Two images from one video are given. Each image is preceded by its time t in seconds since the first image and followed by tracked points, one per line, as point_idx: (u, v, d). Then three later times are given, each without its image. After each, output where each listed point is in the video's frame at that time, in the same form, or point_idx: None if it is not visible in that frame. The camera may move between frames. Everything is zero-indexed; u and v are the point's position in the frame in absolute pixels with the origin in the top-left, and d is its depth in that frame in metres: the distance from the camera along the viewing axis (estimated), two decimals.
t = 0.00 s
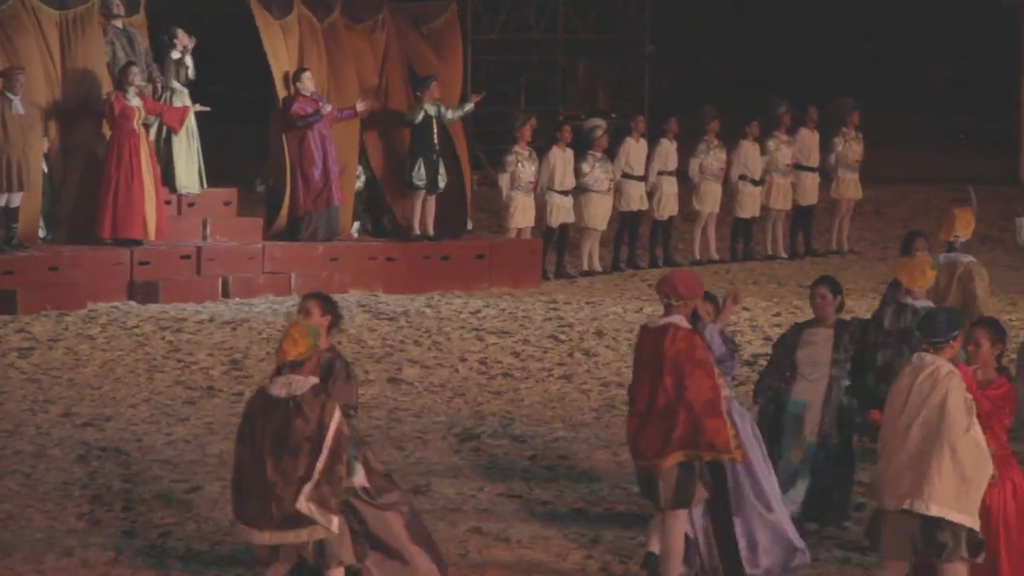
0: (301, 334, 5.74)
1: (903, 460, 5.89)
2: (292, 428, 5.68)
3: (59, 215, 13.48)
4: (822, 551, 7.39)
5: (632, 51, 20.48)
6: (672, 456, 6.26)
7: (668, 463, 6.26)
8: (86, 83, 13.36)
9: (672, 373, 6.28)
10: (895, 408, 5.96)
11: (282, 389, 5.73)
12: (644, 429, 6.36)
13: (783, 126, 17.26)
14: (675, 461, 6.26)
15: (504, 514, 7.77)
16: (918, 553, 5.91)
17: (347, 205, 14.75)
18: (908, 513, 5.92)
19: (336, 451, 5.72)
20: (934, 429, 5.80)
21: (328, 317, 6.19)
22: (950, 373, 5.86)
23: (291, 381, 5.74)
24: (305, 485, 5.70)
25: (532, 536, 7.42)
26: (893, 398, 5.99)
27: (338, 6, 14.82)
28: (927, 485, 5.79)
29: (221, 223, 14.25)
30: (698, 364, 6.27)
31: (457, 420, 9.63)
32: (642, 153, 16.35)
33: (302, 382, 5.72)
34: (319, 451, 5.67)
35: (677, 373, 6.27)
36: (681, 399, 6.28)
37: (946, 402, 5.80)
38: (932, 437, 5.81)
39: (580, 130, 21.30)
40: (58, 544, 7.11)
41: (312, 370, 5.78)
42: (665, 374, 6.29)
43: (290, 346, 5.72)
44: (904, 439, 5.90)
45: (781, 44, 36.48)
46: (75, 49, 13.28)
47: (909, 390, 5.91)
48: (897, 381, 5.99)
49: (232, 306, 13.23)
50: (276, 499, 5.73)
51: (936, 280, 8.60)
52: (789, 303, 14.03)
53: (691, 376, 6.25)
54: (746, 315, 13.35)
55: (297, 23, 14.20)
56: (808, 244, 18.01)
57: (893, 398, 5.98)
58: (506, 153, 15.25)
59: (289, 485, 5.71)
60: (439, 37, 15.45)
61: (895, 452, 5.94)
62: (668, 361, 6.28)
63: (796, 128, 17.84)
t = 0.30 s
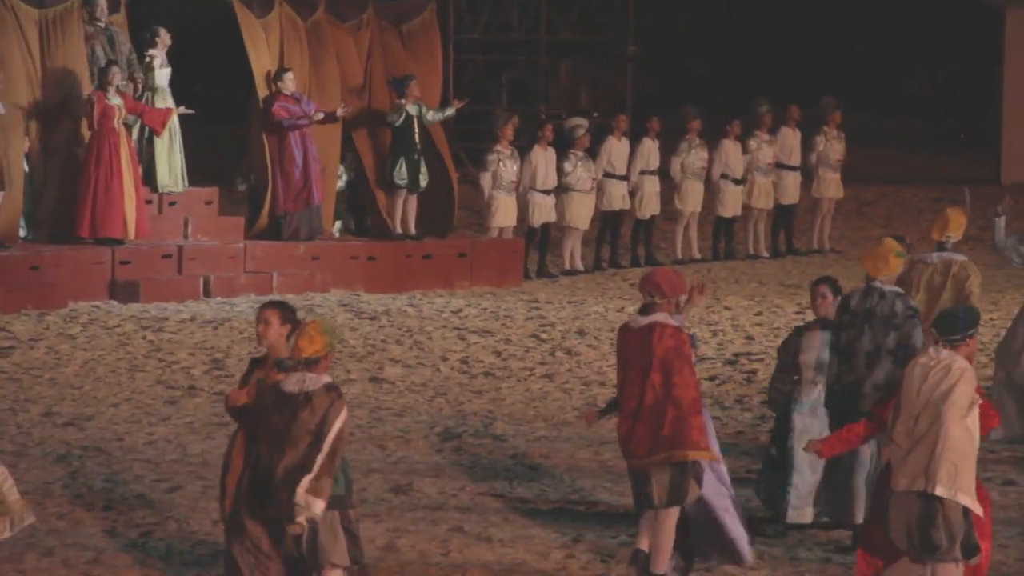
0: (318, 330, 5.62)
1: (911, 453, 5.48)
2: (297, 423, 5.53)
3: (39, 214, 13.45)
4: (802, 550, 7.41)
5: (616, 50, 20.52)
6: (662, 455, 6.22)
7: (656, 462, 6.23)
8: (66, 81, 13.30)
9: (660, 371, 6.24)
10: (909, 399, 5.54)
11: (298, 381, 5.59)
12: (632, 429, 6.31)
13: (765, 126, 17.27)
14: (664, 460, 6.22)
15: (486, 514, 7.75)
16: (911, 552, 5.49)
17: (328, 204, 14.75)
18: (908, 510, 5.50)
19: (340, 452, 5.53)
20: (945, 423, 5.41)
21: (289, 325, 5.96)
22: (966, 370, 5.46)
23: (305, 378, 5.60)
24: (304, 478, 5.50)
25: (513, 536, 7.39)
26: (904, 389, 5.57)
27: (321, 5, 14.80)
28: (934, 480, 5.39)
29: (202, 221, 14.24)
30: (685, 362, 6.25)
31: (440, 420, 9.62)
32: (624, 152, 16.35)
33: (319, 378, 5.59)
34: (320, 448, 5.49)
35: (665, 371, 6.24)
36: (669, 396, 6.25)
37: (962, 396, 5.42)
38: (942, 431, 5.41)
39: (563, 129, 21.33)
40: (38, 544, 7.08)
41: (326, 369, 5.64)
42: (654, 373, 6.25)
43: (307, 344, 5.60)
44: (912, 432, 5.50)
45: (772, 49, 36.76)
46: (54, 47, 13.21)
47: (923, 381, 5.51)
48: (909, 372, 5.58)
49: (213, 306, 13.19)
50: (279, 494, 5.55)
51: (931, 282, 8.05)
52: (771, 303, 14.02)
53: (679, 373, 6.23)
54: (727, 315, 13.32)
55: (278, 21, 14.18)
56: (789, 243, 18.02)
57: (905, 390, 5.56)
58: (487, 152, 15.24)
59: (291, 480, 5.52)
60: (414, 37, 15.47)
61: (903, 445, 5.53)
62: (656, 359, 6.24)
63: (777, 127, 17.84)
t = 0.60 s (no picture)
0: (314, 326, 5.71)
1: (903, 448, 5.69)
2: (288, 424, 5.62)
3: (19, 215, 13.43)
4: (782, 550, 7.43)
5: (597, 49, 20.49)
6: (646, 461, 6.19)
7: (639, 468, 6.20)
8: (44, 82, 13.32)
9: (644, 377, 6.19)
10: (900, 396, 5.75)
11: (292, 381, 5.67)
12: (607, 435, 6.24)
13: (746, 126, 17.28)
14: (646, 466, 6.20)
15: (467, 514, 7.75)
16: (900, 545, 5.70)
17: (310, 204, 14.73)
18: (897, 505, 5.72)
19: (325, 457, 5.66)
20: (936, 419, 5.62)
21: (252, 320, 5.94)
22: (957, 369, 5.68)
23: (299, 376, 5.68)
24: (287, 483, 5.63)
25: (494, 536, 7.40)
26: (894, 385, 5.78)
27: (303, 5, 14.79)
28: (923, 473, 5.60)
29: (183, 222, 14.20)
30: (668, 367, 6.22)
31: (422, 420, 9.62)
32: (605, 153, 16.37)
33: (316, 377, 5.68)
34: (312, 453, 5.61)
35: (649, 377, 6.19)
36: (652, 403, 6.20)
37: (951, 394, 5.63)
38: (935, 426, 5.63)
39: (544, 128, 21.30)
40: (16, 544, 7.07)
41: (320, 368, 5.73)
42: (637, 379, 6.19)
43: (301, 341, 5.69)
44: (903, 428, 5.72)
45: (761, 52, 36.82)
46: (33, 47, 13.21)
47: (915, 378, 5.72)
48: (899, 369, 5.78)
49: (193, 306, 13.18)
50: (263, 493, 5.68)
51: (914, 282, 8.03)
52: (752, 303, 14.04)
53: (664, 378, 6.19)
54: (708, 315, 13.32)
55: (260, 22, 14.17)
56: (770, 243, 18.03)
57: (896, 386, 5.77)
58: (468, 152, 15.24)
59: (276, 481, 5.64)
60: (395, 34, 15.42)
61: (893, 441, 5.75)
62: (640, 364, 6.19)
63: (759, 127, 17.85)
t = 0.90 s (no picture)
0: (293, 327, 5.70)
1: (884, 453, 5.78)
2: (284, 425, 5.64)
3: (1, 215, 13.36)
4: (764, 551, 7.44)
5: (578, 50, 20.51)
6: (614, 462, 6.20)
7: (608, 469, 6.21)
8: (22, 81, 13.37)
9: (615, 377, 6.22)
10: (873, 400, 5.84)
11: (286, 382, 5.69)
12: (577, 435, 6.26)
13: (728, 126, 17.30)
14: (616, 466, 6.21)
15: (448, 514, 7.76)
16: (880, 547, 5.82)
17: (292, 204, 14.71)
18: (874, 507, 5.83)
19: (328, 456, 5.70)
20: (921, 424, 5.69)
21: (225, 317, 5.96)
22: (934, 372, 5.76)
23: (283, 376, 5.71)
24: (318, 493, 5.68)
25: (477, 536, 7.40)
26: (868, 389, 5.86)
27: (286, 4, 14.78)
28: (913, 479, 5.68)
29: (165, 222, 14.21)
30: (637, 370, 6.27)
31: (405, 420, 9.62)
32: (587, 152, 16.38)
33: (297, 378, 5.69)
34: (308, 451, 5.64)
35: (620, 377, 6.23)
36: (622, 404, 6.23)
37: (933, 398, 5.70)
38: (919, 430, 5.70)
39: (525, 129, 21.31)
40: None
41: (304, 365, 5.74)
42: (609, 380, 6.22)
43: (284, 342, 5.68)
44: (881, 431, 5.80)
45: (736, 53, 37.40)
46: (12, 47, 13.27)
47: (891, 383, 5.79)
48: (871, 373, 5.87)
49: (174, 306, 13.18)
50: (268, 497, 5.67)
51: (893, 281, 8.00)
52: (734, 303, 14.06)
53: (635, 379, 6.24)
54: (691, 315, 13.33)
55: (242, 21, 14.16)
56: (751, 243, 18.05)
57: (870, 390, 5.85)
58: (450, 152, 15.24)
59: (282, 483, 5.66)
60: (377, 35, 15.46)
61: (870, 444, 5.84)
62: (613, 364, 6.22)
63: (740, 127, 17.87)
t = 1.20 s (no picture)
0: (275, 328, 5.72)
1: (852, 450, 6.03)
2: (259, 426, 5.69)
3: None
4: (746, 552, 7.45)
5: (561, 49, 20.49)
6: (585, 473, 6.20)
7: (581, 480, 6.21)
8: (5, 81, 13.32)
9: (593, 391, 6.19)
10: (841, 397, 6.08)
11: (262, 383, 5.71)
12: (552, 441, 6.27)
13: (710, 126, 17.29)
14: (589, 478, 6.21)
15: (431, 514, 7.75)
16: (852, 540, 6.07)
17: (274, 203, 14.69)
18: (846, 501, 6.08)
19: (301, 459, 5.72)
20: (889, 421, 5.93)
21: (207, 314, 5.97)
22: (900, 369, 5.99)
23: (260, 376, 5.74)
24: (287, 496, 5.71)
25: (459, 536, 7.40)
26: (836, 386, 6.11)
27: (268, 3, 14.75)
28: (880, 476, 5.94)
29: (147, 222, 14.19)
30: (616, 382, 6.23)
31: (388, 420, 9.62)
32: (570, 153, 16.38)
33: (278, 379, 5.73)
34: (291, 451, 5.69)
35: (598, 390, 6.19)
36: (597, 416, 6.20)
37: (898, 398, 5.94)
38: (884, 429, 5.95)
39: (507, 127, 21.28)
40: None
41: (281, 366, 5.79)
42: (585, 391, 6.19)
43: (261, 343, 5.71)
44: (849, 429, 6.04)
45: (718, 52, 37.38)
46: None
47: (858, 381, 6.03)
48: (839, 370, 6.10)
49: (156, 306, 13.17)
50: (239, 498, 5.72)
51: (863, 280, 7.93)
52: (716, 303, 14.06)
53: (612, 392, 6.21)
54: (674, 315, 13.34)
55: (223, 20, 14.14)
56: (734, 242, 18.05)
57: (838, 387, 6.10)
58: (432, 152, 15.23)
59: (254, 484, 5.71)
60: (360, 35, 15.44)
61: (840, 438, 6.08)
62: (590, 375, 6.19)
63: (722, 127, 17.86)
